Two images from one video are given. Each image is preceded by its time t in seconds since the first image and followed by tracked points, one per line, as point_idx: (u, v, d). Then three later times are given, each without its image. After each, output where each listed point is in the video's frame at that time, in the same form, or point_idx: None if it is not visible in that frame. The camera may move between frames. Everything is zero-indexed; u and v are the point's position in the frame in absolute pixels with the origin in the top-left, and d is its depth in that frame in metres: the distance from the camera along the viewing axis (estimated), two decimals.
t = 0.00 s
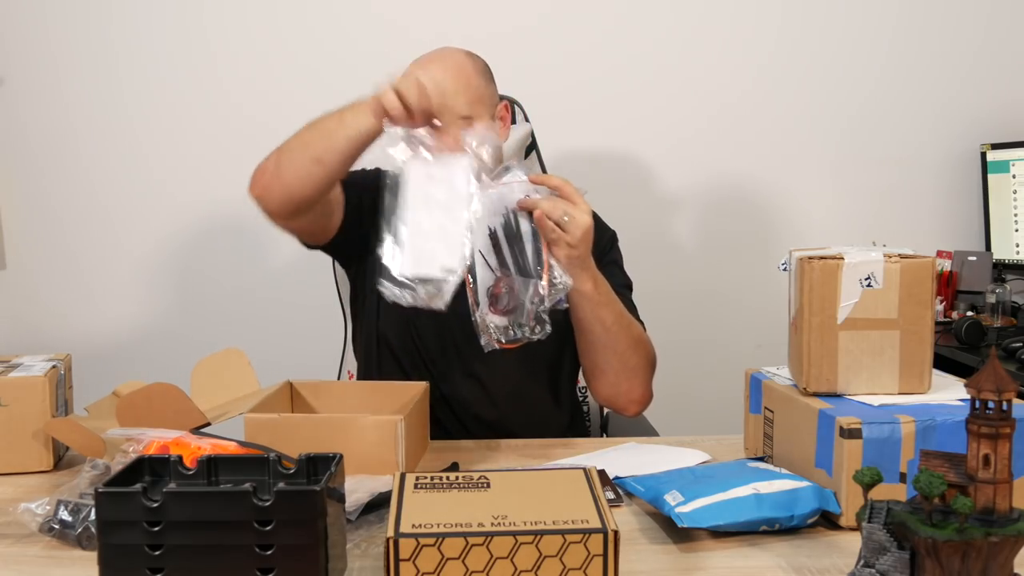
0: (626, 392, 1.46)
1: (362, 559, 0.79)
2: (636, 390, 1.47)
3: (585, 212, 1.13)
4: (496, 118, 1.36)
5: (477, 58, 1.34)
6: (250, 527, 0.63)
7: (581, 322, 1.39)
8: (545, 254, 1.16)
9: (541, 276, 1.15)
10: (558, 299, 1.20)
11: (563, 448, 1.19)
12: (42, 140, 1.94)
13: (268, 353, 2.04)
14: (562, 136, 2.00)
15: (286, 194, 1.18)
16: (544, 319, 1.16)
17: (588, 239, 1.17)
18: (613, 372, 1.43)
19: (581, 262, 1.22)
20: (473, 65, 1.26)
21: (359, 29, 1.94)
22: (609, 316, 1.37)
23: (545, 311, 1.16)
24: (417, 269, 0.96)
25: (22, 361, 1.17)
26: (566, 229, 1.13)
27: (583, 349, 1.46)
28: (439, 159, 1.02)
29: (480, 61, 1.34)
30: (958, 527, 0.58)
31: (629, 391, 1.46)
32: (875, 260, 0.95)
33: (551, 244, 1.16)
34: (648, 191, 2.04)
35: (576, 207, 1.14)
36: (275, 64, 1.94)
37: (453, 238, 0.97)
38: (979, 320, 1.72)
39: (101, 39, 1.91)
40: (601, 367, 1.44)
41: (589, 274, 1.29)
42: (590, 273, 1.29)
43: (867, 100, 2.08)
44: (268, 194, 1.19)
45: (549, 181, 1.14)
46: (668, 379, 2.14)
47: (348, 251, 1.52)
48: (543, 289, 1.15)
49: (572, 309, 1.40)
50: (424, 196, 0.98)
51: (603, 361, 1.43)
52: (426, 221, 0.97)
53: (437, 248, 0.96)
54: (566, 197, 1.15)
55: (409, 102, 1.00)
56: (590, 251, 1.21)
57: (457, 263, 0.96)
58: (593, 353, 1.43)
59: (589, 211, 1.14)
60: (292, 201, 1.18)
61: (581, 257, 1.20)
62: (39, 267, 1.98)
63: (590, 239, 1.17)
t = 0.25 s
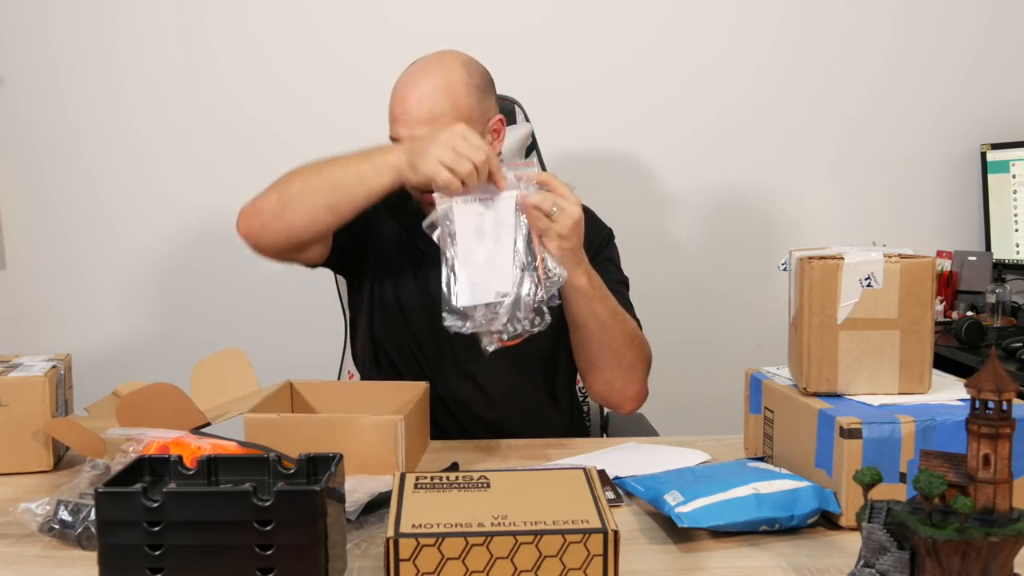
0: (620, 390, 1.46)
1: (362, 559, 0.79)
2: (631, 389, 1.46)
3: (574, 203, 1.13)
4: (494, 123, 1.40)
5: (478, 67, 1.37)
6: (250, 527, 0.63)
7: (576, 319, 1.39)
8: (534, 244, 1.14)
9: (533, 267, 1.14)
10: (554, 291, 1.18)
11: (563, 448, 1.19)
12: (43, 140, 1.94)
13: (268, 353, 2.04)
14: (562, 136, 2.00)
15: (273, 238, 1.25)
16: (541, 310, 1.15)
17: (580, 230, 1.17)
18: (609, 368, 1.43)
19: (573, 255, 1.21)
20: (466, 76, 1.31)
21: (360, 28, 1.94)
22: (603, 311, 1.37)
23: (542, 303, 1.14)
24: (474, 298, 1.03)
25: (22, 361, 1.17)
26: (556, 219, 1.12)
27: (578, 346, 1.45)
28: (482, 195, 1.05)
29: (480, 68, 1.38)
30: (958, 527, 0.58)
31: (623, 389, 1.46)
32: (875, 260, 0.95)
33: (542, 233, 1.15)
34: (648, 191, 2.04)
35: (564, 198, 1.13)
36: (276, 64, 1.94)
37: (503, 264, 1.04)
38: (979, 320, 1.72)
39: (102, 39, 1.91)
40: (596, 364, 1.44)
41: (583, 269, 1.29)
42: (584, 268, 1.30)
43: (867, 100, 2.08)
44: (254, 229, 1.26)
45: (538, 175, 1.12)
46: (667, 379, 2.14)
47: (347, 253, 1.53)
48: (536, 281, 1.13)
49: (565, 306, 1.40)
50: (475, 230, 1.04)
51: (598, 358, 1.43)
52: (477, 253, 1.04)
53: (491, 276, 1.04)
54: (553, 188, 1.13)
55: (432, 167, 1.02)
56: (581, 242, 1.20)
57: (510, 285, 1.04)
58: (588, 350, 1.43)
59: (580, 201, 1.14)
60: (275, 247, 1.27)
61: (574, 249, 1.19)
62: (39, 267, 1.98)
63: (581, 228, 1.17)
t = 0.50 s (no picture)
0: (624, 397, 1.45)
1: (362, 559, 0.79)
2: (633, 396, 1.46)
3: (578, 219, 1.14)
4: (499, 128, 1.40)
5: (483, 73, 1.37)
6: (250, 527, 0.63)
7: (580, 329, 1.40)
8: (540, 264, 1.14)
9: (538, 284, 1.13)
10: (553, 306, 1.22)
11: (563, 448, 1.19)
12: (44, 140, 1.94)
13: (269, 353, 2.04)
14: (562, 136, 2.00)
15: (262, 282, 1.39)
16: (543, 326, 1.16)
17: (583, 243, 1.19)
18: (613, 379, 1.43)
19: (576, 270, 1.23)
20: (469, 83, 1.31)
21: (360, 28, 1.94)
22: (607, 324, 1.37)
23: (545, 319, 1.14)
24: (479, 315, 1.06)
25: (22, 361, 1.17)
26: (559, 234, 1.12)
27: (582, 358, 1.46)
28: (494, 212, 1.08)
29: (485, 74, 1.38)
30: (958, 527, 0.58)
31: (627, 396, 1.45)
32: (875, 260, 0.95)
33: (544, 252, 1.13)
34: (648, 191, 2.04)
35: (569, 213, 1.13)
36: (276, 64, 1.94)
37: (509, 281, 1.05)
38: (979, 320, 1.73)
39: (102, 40, 1.92)
40: (601, 375, 1.44)
41: (589, 284, 1.30)
42: (589, 281, 1.29)
43: (867, 100, 2.08)
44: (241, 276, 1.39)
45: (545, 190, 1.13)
46: (668, 379, 2.14)
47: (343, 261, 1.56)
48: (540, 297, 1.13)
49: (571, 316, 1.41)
50: (482, 251, 1.05)
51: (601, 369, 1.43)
52: (484, 273, 1.05)
53: (496, 295, 1.05)
54: (556, 203, 1.13)
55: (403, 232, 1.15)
56: (586, 256, 1.21)
57: (516, 302, 1.06)
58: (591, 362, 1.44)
59: (583, 216, 1.15)
60: (265, 290, 1.40)
61: (576, 264, 1.21)
62: (40, 267, 1.98)
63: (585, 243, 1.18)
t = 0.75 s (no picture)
0: (630, 397, 1.46)
1: (362, 559, 0.79)
2: (638, 397, 1.47)
3: (593, 219, 1.16)
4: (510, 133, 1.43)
5: (498, 78, 1.40)
6: (250, 527, 0.63)
7: (592, 329, 1.41)
8: (557, 262, 1.15)
9: (555, 283, 1.15)
10: (573, 306, 1.19)
11: (563, 448, 1.19)
12: (44, 140, 1.94)
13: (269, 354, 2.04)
14: (562, 136, 2.00)
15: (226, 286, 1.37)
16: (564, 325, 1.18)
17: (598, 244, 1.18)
18: (621, 378, 1.44)
19: (592, 269, 1.23)
20: (485, 90, 1.35)
21: (361, 28, 1.94)
22: (619, 324, 1.39)
23: (564, 317, 1.16)
24: (505, 313, 1.10)
25: (22, 361, 1.17)
26: (573, 233, 1.13)
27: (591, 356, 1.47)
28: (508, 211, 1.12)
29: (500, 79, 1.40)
30: (958, 527, 0.58)
31: (632, 396, 1.46)
32: (875, 260, 0.95)
33: (560, 251, 1.15)
34: (648, 191, 2.04)
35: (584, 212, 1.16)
36: (276, 64, 1.94)
37: (528, 281, 1.10)
38: (979, 320, 1.72)
39: (102, 40, 1.92)
40: (607, 374, 1.45)
41: (601, 283, 1.31)
42: (602, 281, 1.31)
43: (867, 101, 2.08)
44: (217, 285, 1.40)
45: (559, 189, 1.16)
46: (667, 379, 2.14)
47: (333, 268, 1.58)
48: (557, 295, 1.14)
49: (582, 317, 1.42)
50: (502, 250, 1.10)
51: (611, 368, 1.44)
52: (505, 271, 1.10)
53: (518, 293, 1.10)
54: (572, 203, 1.17)
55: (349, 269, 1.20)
56: (601, 257, 1.21)
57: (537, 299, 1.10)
58: (600, 360, 1.45)
59: (599, 217, 1.16)
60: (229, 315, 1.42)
61: (590, 263, 1.20)
62: (40, 267, 1.98)
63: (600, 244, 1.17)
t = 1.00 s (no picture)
0: (631, 406, 1.48)
1: (362, 559, 0.79)
2: (640, 406, 1.49)
3: (604, 228, 1.18)
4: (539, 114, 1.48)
5: (526, 59, 1.43)
6: (250, 527, 0.63)
7: (597, 335, 1.43)
8: (566, 270, 1.17)
9: (564, 292, 1.17)
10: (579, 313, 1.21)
11: (563, 448, 1.19)
12: (44, 140, 1.94)
13: (268, 353, 2.04)
14: (562, 136, 2.00)
15: (226, 270, 1.36)
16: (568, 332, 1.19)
17: (609, 254, 1.20)
18: (623, 386, 1.46)
19: (601, 278, 1.24)
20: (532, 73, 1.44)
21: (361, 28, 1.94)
22: (625, 333, 1.42)
23: (570, 325, 1.18)
24: (507, 316, 1.10)
25: (22, 361, 1.17)
26: (585, 242, 1.14)
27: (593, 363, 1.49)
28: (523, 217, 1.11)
29: (525, 59, 1.43)
30: (958, 527, 0.58)
31: (634, 405, 1.48)
32: (875, 260, 0.95)
33: (570, 259, 1.15)
34: (648, 191, 2.04)
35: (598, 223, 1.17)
36: (276, 64, 1.94)
37: (537, 287, 1.09)
38: (979, 320, 1.72)
39: (103, 40, 1.91)
40: (608, 382, 1.47)
41: (610, 292, 1.33)
42: (613, 291, 1.33)
43: (867, 100, 2.08)
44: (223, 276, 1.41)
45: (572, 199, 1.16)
46: (667, 379, 2.14)
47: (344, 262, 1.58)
48: (566, 303, 1.16)
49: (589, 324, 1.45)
50: (509, 254, 1.09)
51: (614, 376, 1.46)
52: (510, 275, 1.09)
53: (523, 298, 1.09)
54: (585, 212, 1.17)
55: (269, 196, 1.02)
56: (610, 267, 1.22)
57: (542, 305, 1.09)
58: (603, 367, 1.47)
59: (611, 227, 1.18)
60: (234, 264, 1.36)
61: (600, 272, 1.21)
62: (41, 267, 1.98)
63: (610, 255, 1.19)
